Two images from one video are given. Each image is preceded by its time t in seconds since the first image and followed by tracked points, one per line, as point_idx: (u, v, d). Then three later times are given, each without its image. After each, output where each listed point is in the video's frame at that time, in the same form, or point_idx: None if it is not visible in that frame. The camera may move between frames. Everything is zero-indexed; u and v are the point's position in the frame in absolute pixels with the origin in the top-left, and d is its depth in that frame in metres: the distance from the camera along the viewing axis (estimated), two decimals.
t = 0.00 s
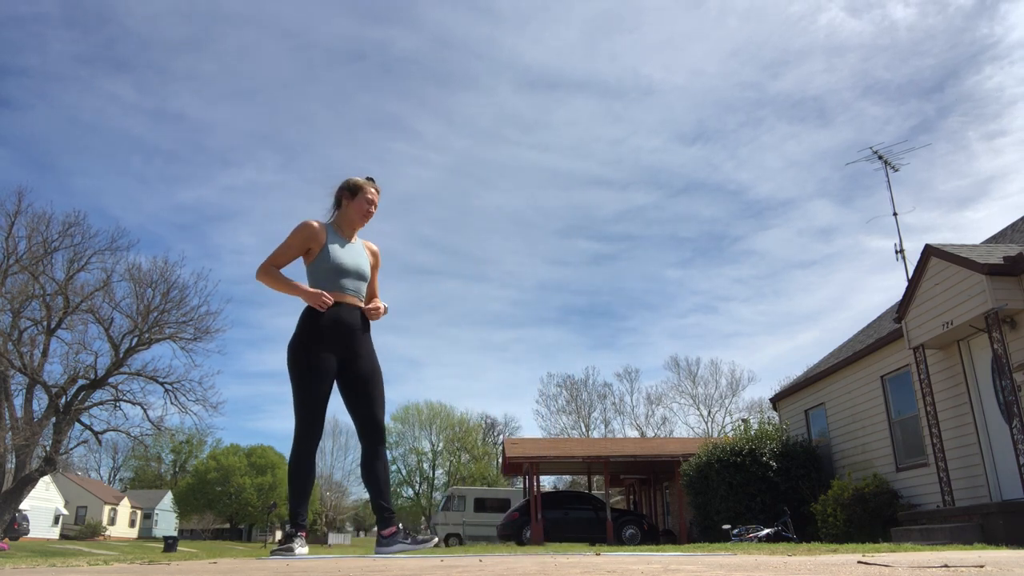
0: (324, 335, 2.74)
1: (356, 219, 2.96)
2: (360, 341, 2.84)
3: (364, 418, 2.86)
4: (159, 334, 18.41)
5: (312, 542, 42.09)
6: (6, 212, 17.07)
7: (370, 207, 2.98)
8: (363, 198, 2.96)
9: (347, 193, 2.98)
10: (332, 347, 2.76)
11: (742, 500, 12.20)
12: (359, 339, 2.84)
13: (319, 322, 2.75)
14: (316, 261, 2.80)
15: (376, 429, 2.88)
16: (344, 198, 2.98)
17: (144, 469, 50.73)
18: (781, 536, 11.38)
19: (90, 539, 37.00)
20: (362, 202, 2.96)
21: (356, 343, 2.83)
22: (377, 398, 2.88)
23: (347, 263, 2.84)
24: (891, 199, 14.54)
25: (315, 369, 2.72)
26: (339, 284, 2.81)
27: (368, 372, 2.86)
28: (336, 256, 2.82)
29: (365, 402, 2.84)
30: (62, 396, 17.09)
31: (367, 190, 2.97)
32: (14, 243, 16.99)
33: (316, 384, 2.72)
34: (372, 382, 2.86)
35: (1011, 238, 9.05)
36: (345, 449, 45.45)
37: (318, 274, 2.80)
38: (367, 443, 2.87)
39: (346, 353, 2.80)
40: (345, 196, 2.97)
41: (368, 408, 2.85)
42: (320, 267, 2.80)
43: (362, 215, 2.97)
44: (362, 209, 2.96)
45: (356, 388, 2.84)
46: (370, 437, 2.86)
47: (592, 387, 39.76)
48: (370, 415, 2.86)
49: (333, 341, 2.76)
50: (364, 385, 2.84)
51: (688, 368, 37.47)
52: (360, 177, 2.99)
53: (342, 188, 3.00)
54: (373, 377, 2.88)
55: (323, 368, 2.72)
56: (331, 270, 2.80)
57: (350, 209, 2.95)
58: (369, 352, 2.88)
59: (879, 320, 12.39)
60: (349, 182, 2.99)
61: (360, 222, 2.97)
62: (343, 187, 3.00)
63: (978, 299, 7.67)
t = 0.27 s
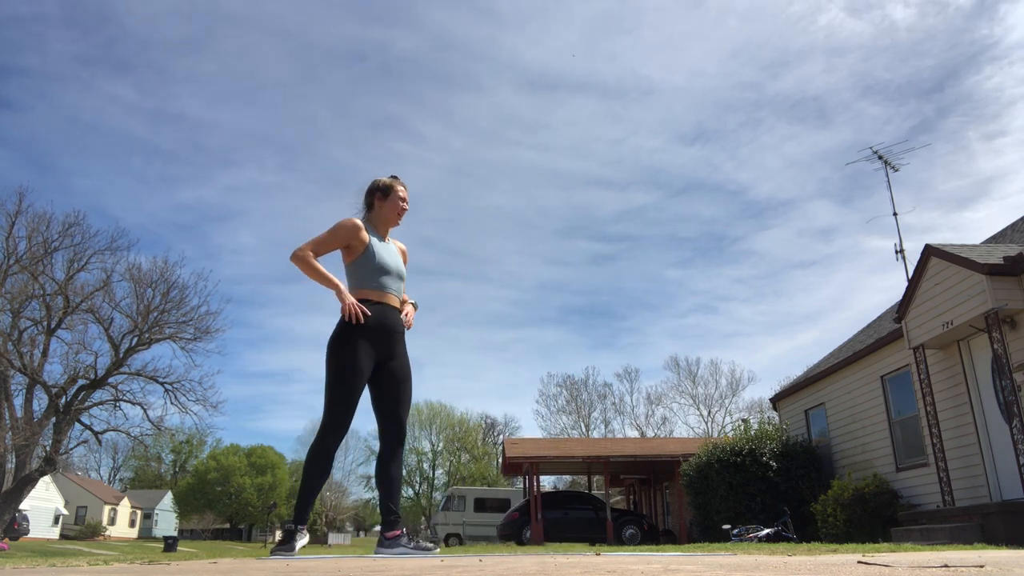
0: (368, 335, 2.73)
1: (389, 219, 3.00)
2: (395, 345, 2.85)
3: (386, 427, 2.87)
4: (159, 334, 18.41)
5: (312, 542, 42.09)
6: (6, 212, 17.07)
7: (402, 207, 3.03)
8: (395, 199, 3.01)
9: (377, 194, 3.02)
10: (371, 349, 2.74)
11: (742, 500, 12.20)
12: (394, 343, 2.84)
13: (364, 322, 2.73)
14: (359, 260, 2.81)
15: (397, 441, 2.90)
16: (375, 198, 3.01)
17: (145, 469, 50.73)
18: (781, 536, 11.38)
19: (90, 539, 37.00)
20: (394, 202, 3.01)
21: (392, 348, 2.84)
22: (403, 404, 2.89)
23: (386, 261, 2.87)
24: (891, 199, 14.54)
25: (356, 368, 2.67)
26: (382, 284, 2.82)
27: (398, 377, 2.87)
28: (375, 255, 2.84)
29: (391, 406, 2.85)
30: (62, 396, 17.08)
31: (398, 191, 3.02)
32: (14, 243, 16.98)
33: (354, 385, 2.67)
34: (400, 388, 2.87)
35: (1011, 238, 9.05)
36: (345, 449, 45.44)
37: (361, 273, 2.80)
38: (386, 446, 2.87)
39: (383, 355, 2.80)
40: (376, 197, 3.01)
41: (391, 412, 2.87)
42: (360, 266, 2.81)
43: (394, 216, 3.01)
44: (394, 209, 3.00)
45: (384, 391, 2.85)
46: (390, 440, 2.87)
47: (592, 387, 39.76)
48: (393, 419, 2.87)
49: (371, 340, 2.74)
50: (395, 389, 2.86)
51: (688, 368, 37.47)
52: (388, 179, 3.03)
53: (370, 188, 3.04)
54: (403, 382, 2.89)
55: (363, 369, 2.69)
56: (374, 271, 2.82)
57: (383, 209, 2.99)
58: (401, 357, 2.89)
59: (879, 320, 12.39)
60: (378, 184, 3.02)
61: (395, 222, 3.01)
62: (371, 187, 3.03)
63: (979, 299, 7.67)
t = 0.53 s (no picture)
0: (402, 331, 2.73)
1: (417, 218, 2.99)
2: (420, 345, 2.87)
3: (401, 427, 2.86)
4: (159, 334, 18.41)
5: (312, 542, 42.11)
6: (6, 212, 17.06)
7: (430, 206, 3.02)
8: (423, 198, 3.00)
9: (405, 193, 3.01)
10: (405, 340, 2.74)
11: (742, 500, 12.19)
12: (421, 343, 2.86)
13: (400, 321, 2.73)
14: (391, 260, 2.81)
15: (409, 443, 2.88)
16: (403, 197, 3.00)
17: (145, 469, 50.72)
18: (781, 536, 11.38)
19: (90, 539, 37.00)
20: (423, 201, 3.00)
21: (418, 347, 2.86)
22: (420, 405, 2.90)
23: (419, 260, 2.87)
24: (891, 200, 14.55)
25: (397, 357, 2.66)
26: (414, 284, 2.82)
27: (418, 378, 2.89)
28: (408, 253, 2.84)
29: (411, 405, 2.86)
30: (62, 396, 17.09)
31: (425, 190, 3.01)
32: (14, 243, 16.98)
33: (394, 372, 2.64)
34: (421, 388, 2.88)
35: (1011, 238, 9.05)
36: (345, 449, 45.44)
37: (393, 274, 2.81)
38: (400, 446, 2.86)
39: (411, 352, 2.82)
40: (404, 196, 3.00)
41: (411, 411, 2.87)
42: (394, 264, 2.82)
43: (423, 216, 3.01)
44: (422, 208, 2.99)
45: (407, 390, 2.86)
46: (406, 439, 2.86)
47: (592, 387, 39.76)
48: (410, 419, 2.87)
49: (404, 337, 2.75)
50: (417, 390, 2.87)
51: (688, 368, 37.47)
52: (414, 178, 3.02)
53: (398, 187, 3.03)
54: (423, 384, 2.90)
55: (401, 356, 2.69)
56: (406, 271, 2.82)
57: (412, 208, 2.98)
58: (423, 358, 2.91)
59: (879, 320, 12.39)
60: (406, 182, 3.01)
61: (424, 222, 3.01)
62: (399, 187, 3.03)
63: (979, 299, 7.67)
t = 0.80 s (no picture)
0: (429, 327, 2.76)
1: (435, 214, 2.98)
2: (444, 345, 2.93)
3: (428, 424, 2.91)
4: (158, 334, 18.40)
5: (312, 542, 42.09)
6: (6, 212, 17.05)
7: (448, 203, 3.02)
8: (442, 194, 3.00)
9: (423, 189, 3.01)
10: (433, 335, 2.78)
11: (742, 500, 12.19)
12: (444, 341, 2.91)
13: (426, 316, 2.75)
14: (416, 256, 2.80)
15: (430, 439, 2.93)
16: (422, 192, 3.00)
17: (145, 469, 50.70)
18: (781, 536, 11.38)
19: (90, 539, 36.99)
20: (442, 197, 3.00)
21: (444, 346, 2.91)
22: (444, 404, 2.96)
23: (440, 256, 2.88)
24: (891, 199, 14.55)
25: (429, 350, 2.71)
26: (437, 281, 2.83)
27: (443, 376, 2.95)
28: (432, 250, 2.85)
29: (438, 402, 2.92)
30: (62, 396, 17.08)
31: (443, 187, 3.02)
32: (14, 243, 16.98)
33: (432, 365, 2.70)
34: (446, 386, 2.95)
35: (1011, 238, 9.05)
36: (345, 449, 45.43)
37: (417, 269, 2.80)
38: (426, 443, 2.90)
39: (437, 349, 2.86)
40: (423, 192, 2.99)
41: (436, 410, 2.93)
42: (417, 259, 2.81)
43: (441, 212, 3.00)
44: (440, 205, 2.99)
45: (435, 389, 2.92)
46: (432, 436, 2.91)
47: (592, 387, 39.75)
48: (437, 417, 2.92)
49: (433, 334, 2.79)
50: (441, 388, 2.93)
51: (688, 368, 37.45)
52: (434, 175, 3.02)
53: (416, 184, 3.02)
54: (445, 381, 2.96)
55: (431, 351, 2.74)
56: (429, 268, 2.82)
57: (431, 204, 2.98)
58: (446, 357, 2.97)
59: (879, 320, 12.38)
60: (425, 179, 3.01)
61: (442, 218, 3.01)
62: (417, 183, 3.02)
63: (979, 299, 7.67)
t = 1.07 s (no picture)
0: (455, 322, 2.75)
1: (451, 207, 2.96)
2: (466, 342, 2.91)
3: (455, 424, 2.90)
4: (158, 334, 18.40)
5: (312, 542, 42.09)
6: (6, 212, 17.04)
7: (465, 196, 3.01)
8: (459, 187, 2.98)
9: (442, 180, 2.97)
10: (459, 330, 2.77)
11: (742, 500, 12.20)
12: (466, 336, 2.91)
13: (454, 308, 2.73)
14: (439, 250, 2.78)
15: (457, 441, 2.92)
16: (440, 184, 2.96)
17: (145, 469, 50.68)
18: (781, 536, 11.38)
19: (90, 539, 36.99)
20: (459, 189, 2.98)
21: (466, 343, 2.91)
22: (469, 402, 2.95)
23: (458, 251, 2.87)
24: (891, 200, 14.56)
25: (458, 345, 2.70)
26: (457, 276, 2.82)
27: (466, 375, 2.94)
28: (453, 244, 2.85)
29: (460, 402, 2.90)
30: (62, 396, 17.08)
31: (461, 180, 3.00)
32: (14, 243, 16.97)
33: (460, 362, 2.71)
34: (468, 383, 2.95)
35: (1011, 238, 9.05)
36: (345, 449, 45.44)
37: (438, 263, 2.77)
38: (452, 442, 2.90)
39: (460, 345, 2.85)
40: (440, 183, 2.96)
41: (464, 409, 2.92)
42: (440, 253, 2.80)
43: (457, 206, 2.98)
44: (456, 197, 2.97)
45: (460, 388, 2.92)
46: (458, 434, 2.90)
47: (592, 387, 39.74)
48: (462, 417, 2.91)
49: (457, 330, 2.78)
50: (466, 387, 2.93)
51: (688, 367, 37.43)
52: (452, 167, 2.99)
53: (430, 173, 2.99)
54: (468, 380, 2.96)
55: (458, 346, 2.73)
56: (451, 261, 2.81)
57: (449, 196, 2.95)
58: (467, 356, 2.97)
59: (879, 320, 12.39)
60: (440, 170, 2.98)
61: (458, 212, 2.98)
62: (431, 172, 2.99)
63: (979, 299, 7.67)
